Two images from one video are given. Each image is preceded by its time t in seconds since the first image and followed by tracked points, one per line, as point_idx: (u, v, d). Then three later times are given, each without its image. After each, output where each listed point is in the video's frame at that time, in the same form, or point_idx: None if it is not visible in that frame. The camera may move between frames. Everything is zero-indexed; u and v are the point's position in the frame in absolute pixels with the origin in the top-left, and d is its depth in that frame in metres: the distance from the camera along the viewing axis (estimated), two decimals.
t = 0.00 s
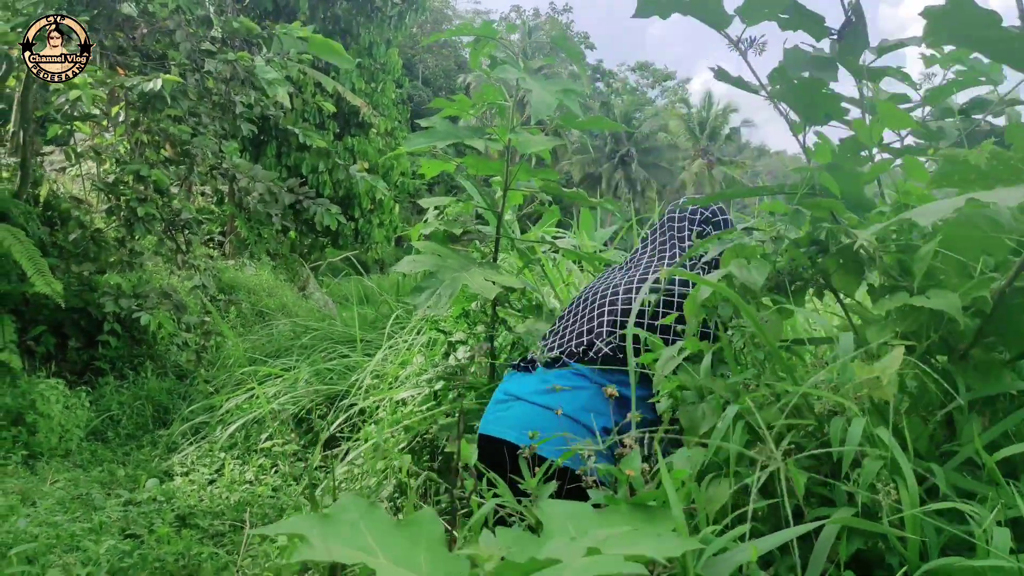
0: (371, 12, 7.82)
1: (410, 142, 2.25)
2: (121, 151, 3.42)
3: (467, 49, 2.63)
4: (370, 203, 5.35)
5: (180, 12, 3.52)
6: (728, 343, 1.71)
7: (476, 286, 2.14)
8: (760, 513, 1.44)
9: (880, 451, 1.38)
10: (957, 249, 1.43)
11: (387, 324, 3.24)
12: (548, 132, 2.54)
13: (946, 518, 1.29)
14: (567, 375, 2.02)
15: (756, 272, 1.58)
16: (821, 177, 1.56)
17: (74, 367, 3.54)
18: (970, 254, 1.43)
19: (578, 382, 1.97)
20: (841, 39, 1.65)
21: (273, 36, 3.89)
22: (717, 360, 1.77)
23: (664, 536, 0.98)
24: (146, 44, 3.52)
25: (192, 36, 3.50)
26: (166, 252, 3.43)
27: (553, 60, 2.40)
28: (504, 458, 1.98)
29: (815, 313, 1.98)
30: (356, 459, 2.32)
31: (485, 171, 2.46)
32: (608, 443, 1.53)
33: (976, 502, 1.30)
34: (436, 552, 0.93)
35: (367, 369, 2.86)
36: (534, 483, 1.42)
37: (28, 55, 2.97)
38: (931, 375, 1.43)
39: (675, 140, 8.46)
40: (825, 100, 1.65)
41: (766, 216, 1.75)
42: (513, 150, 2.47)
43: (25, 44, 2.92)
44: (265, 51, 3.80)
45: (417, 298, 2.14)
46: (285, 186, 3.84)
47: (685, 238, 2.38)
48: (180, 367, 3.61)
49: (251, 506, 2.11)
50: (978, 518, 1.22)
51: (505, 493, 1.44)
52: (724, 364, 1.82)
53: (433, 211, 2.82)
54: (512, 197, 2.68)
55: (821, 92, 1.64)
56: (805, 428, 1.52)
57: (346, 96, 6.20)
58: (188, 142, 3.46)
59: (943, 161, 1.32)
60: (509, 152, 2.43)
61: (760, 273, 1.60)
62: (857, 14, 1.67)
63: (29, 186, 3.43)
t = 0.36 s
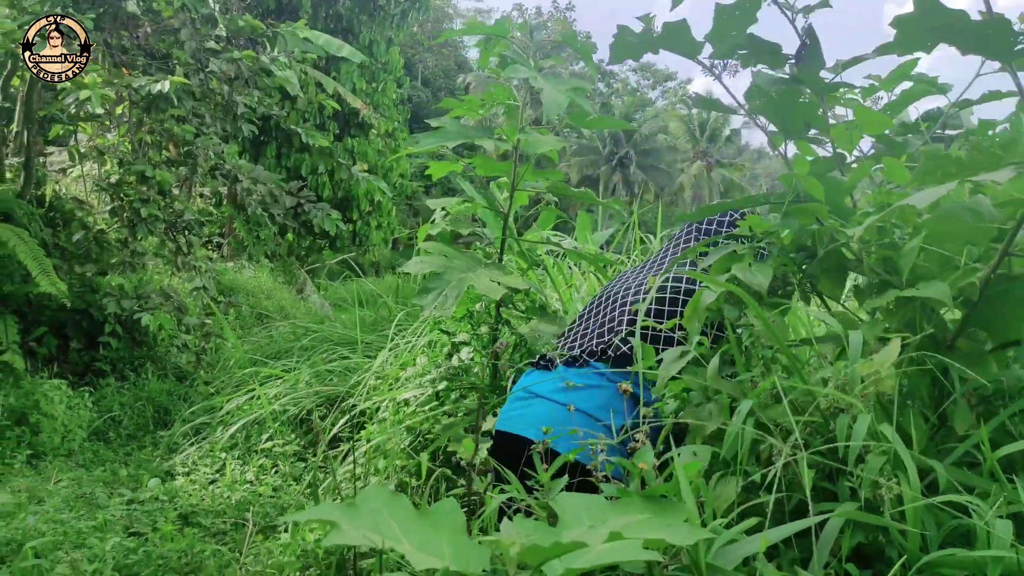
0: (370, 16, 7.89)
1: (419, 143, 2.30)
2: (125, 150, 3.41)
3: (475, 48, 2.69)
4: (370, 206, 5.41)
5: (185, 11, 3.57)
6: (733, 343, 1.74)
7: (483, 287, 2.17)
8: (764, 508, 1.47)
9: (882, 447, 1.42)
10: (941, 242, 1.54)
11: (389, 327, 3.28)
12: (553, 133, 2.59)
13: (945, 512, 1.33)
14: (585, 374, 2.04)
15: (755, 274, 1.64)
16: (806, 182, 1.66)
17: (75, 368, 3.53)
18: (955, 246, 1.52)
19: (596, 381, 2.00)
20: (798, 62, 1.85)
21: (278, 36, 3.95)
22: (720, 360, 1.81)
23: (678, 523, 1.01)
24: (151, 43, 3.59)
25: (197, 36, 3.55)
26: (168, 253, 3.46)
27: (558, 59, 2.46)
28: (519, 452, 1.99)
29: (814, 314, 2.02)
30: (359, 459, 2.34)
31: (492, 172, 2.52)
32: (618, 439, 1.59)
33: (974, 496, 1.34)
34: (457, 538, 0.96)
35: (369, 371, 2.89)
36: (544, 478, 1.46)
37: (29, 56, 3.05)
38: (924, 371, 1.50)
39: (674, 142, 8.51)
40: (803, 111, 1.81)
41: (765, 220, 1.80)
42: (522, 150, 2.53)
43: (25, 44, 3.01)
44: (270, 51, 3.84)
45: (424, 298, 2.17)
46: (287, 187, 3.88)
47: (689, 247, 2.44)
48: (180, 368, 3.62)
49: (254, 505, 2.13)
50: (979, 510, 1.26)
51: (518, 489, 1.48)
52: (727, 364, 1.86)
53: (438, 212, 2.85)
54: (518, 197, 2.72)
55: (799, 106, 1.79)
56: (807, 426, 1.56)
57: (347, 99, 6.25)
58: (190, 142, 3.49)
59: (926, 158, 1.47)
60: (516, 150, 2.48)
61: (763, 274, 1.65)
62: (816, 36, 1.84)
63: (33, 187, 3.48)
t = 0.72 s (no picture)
0: (376, 15, 7.85)
1: (421, 141, 2.28)
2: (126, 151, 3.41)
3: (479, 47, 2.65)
4: (377, 204, 5.41)
5: (187, 12, 3.56)
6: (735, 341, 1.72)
7: (487, 284, 2.15)
8: (767, 508, 1.45)
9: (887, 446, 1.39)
10: (940, 239, 1.51)
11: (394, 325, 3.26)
12: (558, 130, 2.57)
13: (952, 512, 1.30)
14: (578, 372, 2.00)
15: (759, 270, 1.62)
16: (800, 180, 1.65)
17: (81, 368, 3.54)
18: (954, 241, 1.48)
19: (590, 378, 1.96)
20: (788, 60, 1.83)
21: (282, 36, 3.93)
22: (722, 358, 1.78)
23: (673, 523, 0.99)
24: (153, 43, 3.59)
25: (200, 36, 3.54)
26: (172, 252, 3.47)
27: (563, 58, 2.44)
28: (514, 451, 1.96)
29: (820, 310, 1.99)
30: (362, 458, 2.33)
31: (496, 170, 2.51)
32: (615, 437, 1.58)
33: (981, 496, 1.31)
34: (445, 540, 0.95)
35: (374, 370, 2.88)
36: (542, 477, 1.44)
37: (29, 55, 3.01)
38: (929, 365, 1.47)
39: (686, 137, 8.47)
40: (797, 108, 1.80)
41: (770, 216, 1.77)
42: (524, 149, 2.50)
43: (25, 45, 2.95)
44: (273, 51, 3.82)
45: (428, 295, 2.15)
46: (293, 187, 3.87)
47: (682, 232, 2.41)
48: (186, 366, 3.63)
49: (256, 505, 2.13)
50: (985, 511, 1.23)
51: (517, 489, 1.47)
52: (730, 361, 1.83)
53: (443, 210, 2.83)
54: (522, 195, 2.69)
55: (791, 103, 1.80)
56: (811, 424, 1.54)
57: (353, 97, 6.23)
58: (194, 142, 3.49)
59: (923, 154, 1.48)
60: (520, 148, 2.45)
61: (762, 272, 1.64)
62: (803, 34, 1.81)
63: (34, 186, 3.41)
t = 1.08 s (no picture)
0: (381, 17, 7.87)
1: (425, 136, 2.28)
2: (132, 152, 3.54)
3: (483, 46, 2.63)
4: (383, 204, 5.41)
5: (191, 12, 3.57)
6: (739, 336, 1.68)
7: (491, 283, 2.13)
8: (770, 504, 1.42)
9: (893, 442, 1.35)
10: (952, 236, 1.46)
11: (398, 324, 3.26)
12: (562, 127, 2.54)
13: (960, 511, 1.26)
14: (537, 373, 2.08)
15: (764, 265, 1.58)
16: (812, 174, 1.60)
17: (84, 367, 3.54)
18: (966, 239, 1.44)
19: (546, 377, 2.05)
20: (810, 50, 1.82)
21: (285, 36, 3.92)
22: (726, 354, 1.75)
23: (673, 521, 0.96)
24: (156, 44, 3.60)
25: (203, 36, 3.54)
26: (177, 252, 3.50)
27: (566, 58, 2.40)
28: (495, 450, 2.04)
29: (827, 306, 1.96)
30: (365, 457, 2.33)
31: (499, 168, 2.51)
32: (617, 434, 1.55)
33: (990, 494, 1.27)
34: (438, 540, 0.92)
35: (377, 369, 2.87)
36: (541, 473, 1.41)
37: (29, 55, 3.06)
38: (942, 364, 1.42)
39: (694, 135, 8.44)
40: (811, 100, 1.78)
41: (775, 210, 1.75)
42: (528, 147, 2.46)
43: (26, 44, 3.01)
44: (276, 51, 3.82)
45: (429, 294, 2.14)
46: (298, 187, 3.88)
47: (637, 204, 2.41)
48: (191, 365, 3.65)
49: (262, 506, 2.13)
50: (994, 510, 1.19)
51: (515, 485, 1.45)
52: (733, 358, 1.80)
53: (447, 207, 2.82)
54: (526, 193, 2.67)
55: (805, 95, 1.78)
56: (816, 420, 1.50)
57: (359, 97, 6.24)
58: (198, 143, 3.54)
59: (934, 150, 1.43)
60: (522, 146, 2.43)
61: (767, 268, 1.60)
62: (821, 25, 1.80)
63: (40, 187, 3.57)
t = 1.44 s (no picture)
0: (386, 19, 7.97)
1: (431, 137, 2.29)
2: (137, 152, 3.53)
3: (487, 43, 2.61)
4: (385, 207, 5.46)
5: (197, 13, 3.63)
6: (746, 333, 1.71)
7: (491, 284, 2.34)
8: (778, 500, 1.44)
9: (900, 437, 1.37)
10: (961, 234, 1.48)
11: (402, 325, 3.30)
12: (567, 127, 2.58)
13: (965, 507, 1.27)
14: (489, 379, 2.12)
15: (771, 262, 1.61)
16: (824, 170, 1.62)
17: (89, 367, 3.82)
18: (975, 237, 1.45)
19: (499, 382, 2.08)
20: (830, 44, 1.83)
21: (290, 37, 3.97)
22: (733, 352, 1.77)
23: (688, 511, 0.97)
24: (164, 43, 3.74)
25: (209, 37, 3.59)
26: (181, 253, 3.64)
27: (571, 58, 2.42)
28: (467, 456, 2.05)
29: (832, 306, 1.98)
30: (369, 456, 2.37)
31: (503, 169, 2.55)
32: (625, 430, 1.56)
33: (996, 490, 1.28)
34: (455, 530, 0.93)
35: (381, 370, 2.90)
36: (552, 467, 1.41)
37: (29, 55, 3.11)
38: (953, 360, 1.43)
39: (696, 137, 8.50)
40: (824, 97, 1.79)
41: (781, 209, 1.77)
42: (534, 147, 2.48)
43: (26, 45, 3.09)
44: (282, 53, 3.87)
45: (434, 293, 2.38)
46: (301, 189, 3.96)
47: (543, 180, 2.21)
48: (193, 368, 3.96)
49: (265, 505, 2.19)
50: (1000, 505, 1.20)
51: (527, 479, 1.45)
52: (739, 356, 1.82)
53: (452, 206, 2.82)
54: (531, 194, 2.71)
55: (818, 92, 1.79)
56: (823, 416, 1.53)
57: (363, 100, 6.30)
58: (202, 143, 3.58)
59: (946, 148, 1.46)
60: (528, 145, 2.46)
61: (776, 265, 1.63)
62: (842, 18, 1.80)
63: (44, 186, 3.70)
